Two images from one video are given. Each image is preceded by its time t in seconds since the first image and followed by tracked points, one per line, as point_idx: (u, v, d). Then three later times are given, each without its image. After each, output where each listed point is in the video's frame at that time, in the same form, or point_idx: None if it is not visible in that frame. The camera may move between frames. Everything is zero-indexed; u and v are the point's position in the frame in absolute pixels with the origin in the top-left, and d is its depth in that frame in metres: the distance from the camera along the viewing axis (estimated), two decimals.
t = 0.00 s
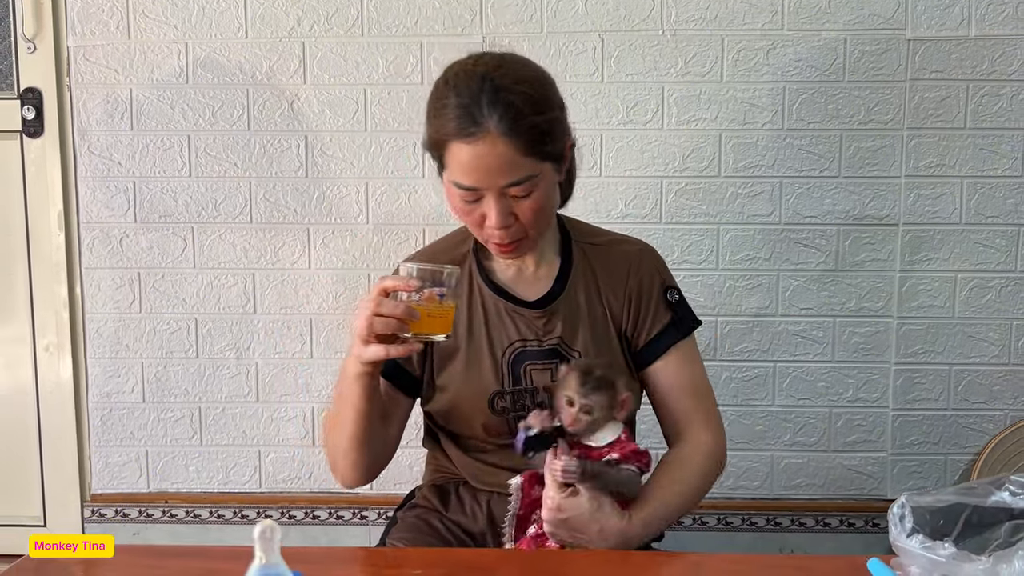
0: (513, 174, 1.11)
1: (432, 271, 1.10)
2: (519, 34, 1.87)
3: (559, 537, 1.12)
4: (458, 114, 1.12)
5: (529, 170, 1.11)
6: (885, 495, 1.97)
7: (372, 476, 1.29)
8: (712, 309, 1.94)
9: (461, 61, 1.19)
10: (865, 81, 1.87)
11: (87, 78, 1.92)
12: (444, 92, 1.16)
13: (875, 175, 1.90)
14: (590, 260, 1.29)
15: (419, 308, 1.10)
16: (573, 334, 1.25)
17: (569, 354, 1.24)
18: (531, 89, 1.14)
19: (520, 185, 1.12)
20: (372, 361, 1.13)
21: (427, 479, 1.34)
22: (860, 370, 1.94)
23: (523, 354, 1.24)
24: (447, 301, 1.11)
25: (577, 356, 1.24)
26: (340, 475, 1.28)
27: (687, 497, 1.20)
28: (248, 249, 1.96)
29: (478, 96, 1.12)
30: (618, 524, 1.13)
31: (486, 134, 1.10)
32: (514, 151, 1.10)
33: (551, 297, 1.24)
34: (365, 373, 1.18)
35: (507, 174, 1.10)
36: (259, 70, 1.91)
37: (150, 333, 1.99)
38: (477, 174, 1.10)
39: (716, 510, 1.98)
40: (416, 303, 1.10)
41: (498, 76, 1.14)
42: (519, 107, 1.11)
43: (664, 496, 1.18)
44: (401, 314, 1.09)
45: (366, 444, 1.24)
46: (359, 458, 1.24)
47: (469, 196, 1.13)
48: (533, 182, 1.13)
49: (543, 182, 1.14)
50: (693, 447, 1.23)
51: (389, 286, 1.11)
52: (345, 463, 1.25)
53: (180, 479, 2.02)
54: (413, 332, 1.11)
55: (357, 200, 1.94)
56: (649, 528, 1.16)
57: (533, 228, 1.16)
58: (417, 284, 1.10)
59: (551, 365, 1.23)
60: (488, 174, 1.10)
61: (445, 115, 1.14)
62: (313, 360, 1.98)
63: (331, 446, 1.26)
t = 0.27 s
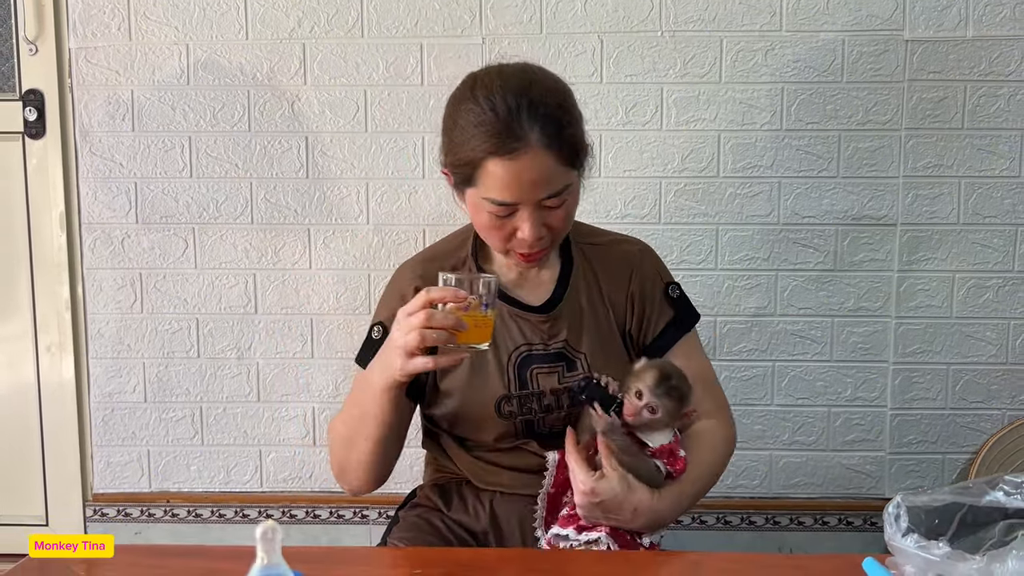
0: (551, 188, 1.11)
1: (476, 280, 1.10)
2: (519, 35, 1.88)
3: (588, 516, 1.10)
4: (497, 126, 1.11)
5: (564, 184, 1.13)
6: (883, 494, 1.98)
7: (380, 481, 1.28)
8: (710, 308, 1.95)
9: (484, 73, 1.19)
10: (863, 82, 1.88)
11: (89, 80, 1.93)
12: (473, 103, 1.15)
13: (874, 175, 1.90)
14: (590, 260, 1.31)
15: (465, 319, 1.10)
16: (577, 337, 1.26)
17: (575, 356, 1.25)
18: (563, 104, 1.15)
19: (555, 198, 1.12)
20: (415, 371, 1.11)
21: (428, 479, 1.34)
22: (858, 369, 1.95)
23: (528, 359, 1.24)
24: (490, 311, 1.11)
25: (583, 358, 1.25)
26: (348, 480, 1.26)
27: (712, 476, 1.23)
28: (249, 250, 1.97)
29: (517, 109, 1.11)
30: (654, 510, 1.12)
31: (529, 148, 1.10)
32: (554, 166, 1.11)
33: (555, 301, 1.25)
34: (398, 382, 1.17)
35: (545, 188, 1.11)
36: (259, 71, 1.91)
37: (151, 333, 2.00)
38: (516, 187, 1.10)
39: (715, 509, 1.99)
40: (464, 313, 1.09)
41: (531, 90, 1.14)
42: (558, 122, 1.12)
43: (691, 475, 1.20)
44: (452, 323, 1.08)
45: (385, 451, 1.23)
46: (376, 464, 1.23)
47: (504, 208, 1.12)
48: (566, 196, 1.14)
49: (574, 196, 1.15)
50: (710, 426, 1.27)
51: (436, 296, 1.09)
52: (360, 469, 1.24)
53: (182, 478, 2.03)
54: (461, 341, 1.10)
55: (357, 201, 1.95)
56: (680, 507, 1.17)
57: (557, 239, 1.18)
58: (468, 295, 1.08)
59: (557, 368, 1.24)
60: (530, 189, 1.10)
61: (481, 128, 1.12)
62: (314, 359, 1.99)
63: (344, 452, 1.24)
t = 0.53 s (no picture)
0: (582, 214, 1.11)
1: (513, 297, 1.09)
2: (518, 38, 1.89)
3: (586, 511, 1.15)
4: (535, 153, 1.08)
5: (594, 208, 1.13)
6: (881, 494, 1.99)
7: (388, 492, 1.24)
8: (709, 310, 1.96)
9: (511, 93, 1.16)
10: (860, 85, 1.89)
11: (91, 83, 1.94)
12: (504, 126, 1.12)
13: (871, 178, 1.92)
14: (589, 268, 1.33)
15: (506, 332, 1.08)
16: (580, 345, 1.28)
17: (578, 365, 1.27)
18: (595, 130, 1.14)
19: (586, 222, 1.13)
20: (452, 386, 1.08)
21: (426, 481, 1.34)
22: (856, 371, 1.96)
23: (532, 368, 1.25)
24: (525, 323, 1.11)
25: (586, 366, 1.27)
26: (359, 492, 1.21)
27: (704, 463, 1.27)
28: (250, 252, 1.98)
29: (555, 136, 1.09)
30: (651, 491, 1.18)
31: (568, 176, 1.09)
32: (589, 192, 1.10)
33: (559, 310, 1.27)
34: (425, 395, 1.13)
35: (578, 213, 1.11)
36: (260, 74, 1.93)
37: (153, 335, 2.01)
38: (553, 213, 1.09)
39: (713, 509, 2.00)
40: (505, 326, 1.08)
41: (565, 114, 1.12)
42: (592, 149, 1.12)
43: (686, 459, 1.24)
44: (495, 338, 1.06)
45: (403, 464, 1.19)
46: (393, 477, 1.19)
47: (535, 233, 1.11)
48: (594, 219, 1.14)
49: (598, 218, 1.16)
50: (701, 419, 1.31)
51: (479, 309, 1.06)
52: (375, 482, 1.20)
53: (184, 479, 2.05)
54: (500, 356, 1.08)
55: (358, 204, 1.96)
56: (672, 486, 1.21)
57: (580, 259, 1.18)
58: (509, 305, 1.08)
59: (560, 376, 1.26)
60: (566, 215, 1.10)
61: (515, 153, 1.10)
62: (315, 361, 2.00)
63: (358, 466, 1.19)
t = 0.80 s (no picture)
0: (594, 243, 1.13)
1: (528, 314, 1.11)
2: (518, 44, 1.91)
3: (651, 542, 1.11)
4: (553, 185, 1.09)
5: (605, 236, 1.15)
6: (879, 496, 2.00)
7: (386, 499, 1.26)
8: (707, 313, 1.98)
9: (528, 118, 1.16)
10: (858, 90, 1.90)
11: (94, 89, 1.96)
12: (523, 155, 1.12)
13: (868, 182, 1.93)
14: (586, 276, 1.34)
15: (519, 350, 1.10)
16: (579, 355, 1.29)
17: (578, 375, 1.28)
18: (610, 159, 1.15)
19: (596, 249, 1.15)
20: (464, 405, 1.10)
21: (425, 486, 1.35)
22: (853, 373, 1.98)
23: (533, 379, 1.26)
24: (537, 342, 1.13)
25: (586, 375, 1.29)
26: (360, 501, 1.23)
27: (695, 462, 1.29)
28: (252, 256, 1.99)
29: (573, 167, 1.10)
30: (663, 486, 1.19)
31: (584, 208, 1.10)
32: (602, 222, 1.13)
33: (560, 320, 1.28)
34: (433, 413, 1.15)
35: (591, 243, 1.13)
36: (262, 80, 1.94)
37: (156, 339, 2.03)
38: (567, 243, 1.11)
39: (712, 511, 2.01)
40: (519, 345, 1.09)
41: (583, 144, 1.13)
42: (606, 179, 1.13)
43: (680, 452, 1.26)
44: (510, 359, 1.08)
45: (405, 475, 1.21)
46: (395, 489, 1.21)
47: (548, 259, 1.13)
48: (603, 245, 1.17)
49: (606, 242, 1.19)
50: (689, 420, 1.33)
51: (494, 329, 1.08)
52: (376, 493, 1.21)
53: (186, 481, 2.06)
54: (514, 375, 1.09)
55: (359, 208, 1.97)
56: (682, 477, 1.23)
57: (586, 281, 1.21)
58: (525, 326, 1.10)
59: (561, 387, 1.27)
60: (579, 245, 1.12)
61: (531, 182, 1.11)
62: (316, 364, 2.02)
63: (360, 477, 1.20)
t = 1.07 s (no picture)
0: (592, 250, 1.15)
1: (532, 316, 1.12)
2: (518, 49, 1.92)
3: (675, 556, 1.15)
4: (553, 192, 1.10)
5: (603, 243, 1.17)
6: (876, 497, 2.02)
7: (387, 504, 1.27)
8: (707, 316, 1.99)
9: (527, 127, 1.18)
10: (856, 94, 1.92)
11: (97, 93, 1.97)
12: (523, 163, 1.14)
13: (867, 186, 1.94)
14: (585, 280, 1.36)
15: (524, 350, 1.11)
16: (579, 358, 1.31)
17: (578, 378, 1.30)
18: (609, 169, 1.17)
19: (594, 256, 1.17)
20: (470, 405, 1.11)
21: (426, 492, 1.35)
22: (851, 376, 1.99)
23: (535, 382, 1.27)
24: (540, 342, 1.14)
25: (586, 378, 1.31)
26: (362, 505, 1.23)
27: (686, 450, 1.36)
28: (254, 259, 2.00)
29: (572, 175, 1.12)
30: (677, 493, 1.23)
31: (583, 216, 1.11)
32: (600, 230, 1.14)
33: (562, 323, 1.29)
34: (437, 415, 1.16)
35: (589, 249, 1.14)
36: (264, 84, 1.95)
37: (158, 342, 2.04)
38: (566, 249, 1.12)
39: (711, 513, 2.02)
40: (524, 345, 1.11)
41: (582, 153, 1.15)
42: (605, 188, 1.15)
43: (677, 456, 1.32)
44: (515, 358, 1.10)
45: (408, 479, 1.22)
46: (397, 492, 1.22)
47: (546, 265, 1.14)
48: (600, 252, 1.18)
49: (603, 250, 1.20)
50: (676, 418, 1.40)
51: (499, 329, 1.10)
52: (379, 497, 1.22)
53: (188, 483, 2.07)
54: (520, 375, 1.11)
55: (361, 212, 1.98)
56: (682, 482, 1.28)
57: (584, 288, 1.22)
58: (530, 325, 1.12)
59: (561, 390, 1.29)
60: (578, 251, 1.13)
61: (531, 190, 1.11)
62: (318, 367, 2.03)
63: (363, 481, 1.21)
